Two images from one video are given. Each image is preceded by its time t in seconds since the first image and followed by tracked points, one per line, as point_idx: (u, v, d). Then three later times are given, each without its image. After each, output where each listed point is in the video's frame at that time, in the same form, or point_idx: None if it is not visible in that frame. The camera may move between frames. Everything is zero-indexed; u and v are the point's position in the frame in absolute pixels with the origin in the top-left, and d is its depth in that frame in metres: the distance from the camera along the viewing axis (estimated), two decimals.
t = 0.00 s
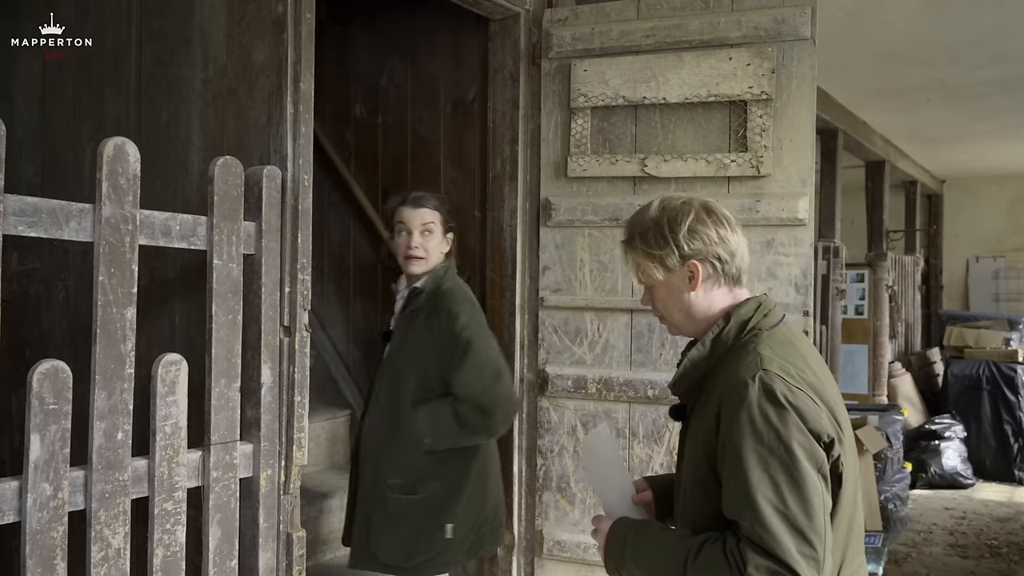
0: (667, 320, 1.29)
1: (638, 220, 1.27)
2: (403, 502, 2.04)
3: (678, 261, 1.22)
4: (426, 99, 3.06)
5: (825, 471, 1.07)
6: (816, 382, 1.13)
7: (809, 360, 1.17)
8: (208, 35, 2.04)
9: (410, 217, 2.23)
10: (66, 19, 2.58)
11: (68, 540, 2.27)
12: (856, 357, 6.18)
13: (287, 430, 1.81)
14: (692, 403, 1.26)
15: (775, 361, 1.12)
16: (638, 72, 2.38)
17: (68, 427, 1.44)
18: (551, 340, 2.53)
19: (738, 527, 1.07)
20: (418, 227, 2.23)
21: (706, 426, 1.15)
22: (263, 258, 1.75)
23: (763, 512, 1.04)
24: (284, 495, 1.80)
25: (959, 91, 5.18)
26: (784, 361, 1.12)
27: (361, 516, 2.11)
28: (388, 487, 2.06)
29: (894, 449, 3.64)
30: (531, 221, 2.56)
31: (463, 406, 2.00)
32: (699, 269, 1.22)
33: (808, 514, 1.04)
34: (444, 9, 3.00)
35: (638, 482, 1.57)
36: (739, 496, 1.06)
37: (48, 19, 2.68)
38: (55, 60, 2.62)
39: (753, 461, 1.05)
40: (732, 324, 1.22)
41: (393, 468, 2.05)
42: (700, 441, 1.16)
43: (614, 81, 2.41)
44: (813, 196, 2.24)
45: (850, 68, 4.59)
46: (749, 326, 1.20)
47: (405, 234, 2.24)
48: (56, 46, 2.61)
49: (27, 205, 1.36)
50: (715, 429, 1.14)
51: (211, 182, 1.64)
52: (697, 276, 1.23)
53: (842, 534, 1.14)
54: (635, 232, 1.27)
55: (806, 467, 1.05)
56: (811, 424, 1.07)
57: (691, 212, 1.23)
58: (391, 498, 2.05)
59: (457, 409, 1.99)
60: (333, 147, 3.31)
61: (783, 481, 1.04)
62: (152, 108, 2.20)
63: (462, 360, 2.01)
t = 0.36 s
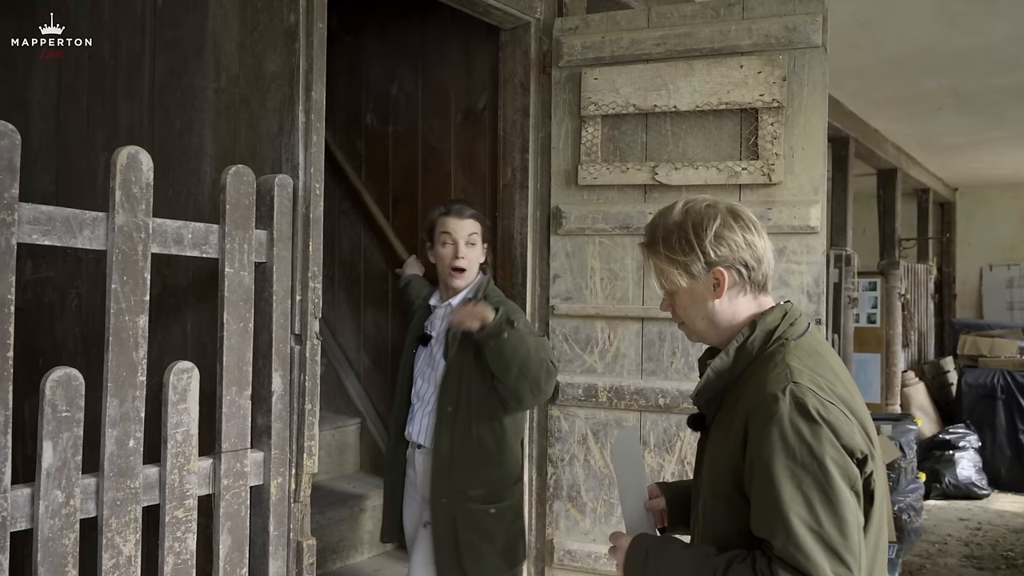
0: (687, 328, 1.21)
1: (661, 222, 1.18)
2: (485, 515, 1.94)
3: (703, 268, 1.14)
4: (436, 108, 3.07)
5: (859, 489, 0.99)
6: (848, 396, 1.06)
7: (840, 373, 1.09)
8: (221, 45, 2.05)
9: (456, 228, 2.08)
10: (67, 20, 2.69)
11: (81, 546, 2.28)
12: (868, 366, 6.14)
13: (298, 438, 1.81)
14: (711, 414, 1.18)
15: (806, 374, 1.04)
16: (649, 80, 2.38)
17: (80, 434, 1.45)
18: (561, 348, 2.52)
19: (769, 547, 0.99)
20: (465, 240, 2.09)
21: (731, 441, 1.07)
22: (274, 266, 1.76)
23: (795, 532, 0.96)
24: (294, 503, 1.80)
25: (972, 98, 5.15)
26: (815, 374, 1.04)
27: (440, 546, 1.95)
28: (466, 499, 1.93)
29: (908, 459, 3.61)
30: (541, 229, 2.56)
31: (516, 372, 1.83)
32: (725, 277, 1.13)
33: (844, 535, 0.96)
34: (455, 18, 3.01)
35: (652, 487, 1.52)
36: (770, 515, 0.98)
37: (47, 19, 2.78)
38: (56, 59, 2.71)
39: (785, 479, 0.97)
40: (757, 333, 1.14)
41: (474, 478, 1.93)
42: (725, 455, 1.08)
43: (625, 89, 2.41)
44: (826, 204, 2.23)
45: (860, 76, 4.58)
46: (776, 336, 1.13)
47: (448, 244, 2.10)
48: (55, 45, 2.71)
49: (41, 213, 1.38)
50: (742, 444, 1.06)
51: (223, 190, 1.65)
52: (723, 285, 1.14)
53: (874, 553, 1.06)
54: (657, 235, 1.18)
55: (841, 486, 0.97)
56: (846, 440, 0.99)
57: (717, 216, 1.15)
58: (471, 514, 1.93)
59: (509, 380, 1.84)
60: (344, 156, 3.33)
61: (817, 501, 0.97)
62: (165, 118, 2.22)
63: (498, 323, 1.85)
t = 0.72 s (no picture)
0: (699, 332, 1.20)
1: (674, 225, 1.17)
2: (509, 513, 1.92)
3: (717, 272, 1.12)
4: (444, 112, 3.07)
5: (881, 496, 0.99)
6: (865, 402, 1.05)
7: (855, 379, 1.09)
8: (229, 50, 2.06)
9: (481, 236, 2.09)
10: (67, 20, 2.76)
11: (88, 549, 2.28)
12: (878, 371, 6.10)
13: (304, 442, 1.81)
14: (722, 420, 1.16)
15: (825, 380, 1.04)
16: (656, 83, 2.37)
17: (87, 438, 1.45)
18: (568, 352, 2.52)
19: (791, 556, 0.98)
20: (489, 248, 2.10)
21: (747, 448, 1.06)
22: (281, 270, 1.76)
23: (820, 541, 0.95)
24: (300, 507, 1.79)
25: (982, 102, 5.13)
26: (833, 380, 1.04)
27: (473, 547, 1.93)
28: (485, 501, 1.91)
29: (918, 464, 3.58)
30: (548, 232, 2.55)
31: (493, 340, 1.85)
32: (739, 282, 1.12)
33: (868, 542, 0.96)
34: (462, 22, 3.02)
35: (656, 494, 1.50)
36: (793, 523, 0.97)
37: (47, 19, 2.86)
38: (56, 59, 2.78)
39: (809, 488, 0.96)
40: (771, 338, 1.13)
41: (490, 479, 1.91)
42: (741, 462, 1.07)
43: (632, 93, 2.40)
44: (834, 208, 2.22)
45: (869, 79, 4.56)
46: (790, 341, 1.12)
47: (472, 252, 2.10)
48: (55, 45, 2.78)
49: (49, 217, 1.38)
50: (759, 451, 1.04)
51: (230, 194, 1.65)
52: (737, 290, 1.12)
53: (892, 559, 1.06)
54: (670, 238, 1.17)
55: (865, 493, 0.96)
56: (866, 447, 0.99)
57: (731, 219, 1.13)
58: (496, 514, 1.91)
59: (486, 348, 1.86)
60: (351, 160, 3.33)
61: (841, 508, 0.96)
62: (173, 122, 2.23)
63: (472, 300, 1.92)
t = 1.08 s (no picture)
0: (702, 332, 1.19)
1: (678, 224, 1.16)
2: (496, 523, 1.90)
3: (720, 273, 1.12)
4: (447, 114, 3.06)
5: (882, 502, 0.98)
6: (868, 406, 1.04)
7: (858, 383, 1.07)
8: (232, 52, 2.06)
9: (478, 235, 2.09)
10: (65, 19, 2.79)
11: (90, 551, 2.28)
12: (883, 374, 6.07)
13: (306, 444, 1.81)
14: (724, 422, 1.16)
15: (827, 384, 1.02)
16: (659, 85, 2.37)
17: (88, 440, 1.44)
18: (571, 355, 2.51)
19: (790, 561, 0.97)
20: (487, 245, 2.09)
21: (748, 451, 1.05)
22: (283, 272, 1.76)
23: (819, 546, 0.94)
24: (302, 510, 1.79)
25: (987, 103, 5.10)
26: (836, 385, 1.03)
27: (453, 553, 1.93)
28: (472, 508, 1.90)
29: (924, 468, 3.56)
30: (551, 234, 2.55)
31: (541, 351, 1.79)
32: (743, 284, 1.11)
33: (867, 549, 0.95)
34: (465, 24, 3.02)
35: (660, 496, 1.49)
36: (791, 527, 0.96)
37: (47, 19, 2.88)
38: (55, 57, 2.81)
39: (809, 493, 0.96)
40: (775, 340, 1.12)
41: (482, 486, 1.90)
42: (742, 465, 1.06)
43: (635, 94, 2.39)
44: (839, 209, 2.21)
45: (873, 81, 4.54)
46: (794, 344, 1.11)
47: (470, 250, 2.10)
48: (56, 45, 2.81)
49: (50, 219, 1.38)
50: (760, 455, 1.03)
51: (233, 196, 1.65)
52: (741, 291, 1.12)
53: (893, 565, 1.05)
54: (675, 237, 1.16)
55: (865, 499, 0.95)
56: (868, 452, 0.97)
57: (737, 219, 1.12)
58: (481, 522, 1.90)
59: (535, 362, 1.80)
60: (354, 163, 3.33)
61: (840, 514, 0.95)
62: (176, 125, 2.23)
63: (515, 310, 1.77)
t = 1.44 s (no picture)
0: (706, 332, 1.19)
1: (684, 224, 1.15)
2: (493, 528, 1.90)
3: (724, 273, 1.11)
4: (448, 116, 3.06)
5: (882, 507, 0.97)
6: (871, 410, 1.03)
7: (862, 385, 1.06)
8: (233, 55, 2.06)
9: (479, 235, 2.09)
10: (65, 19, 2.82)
11: (92, 553, 2.28)
12: (887, 376, 6.05)
13: (306, 447, 1.81)
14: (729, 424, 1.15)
15: (829, 387, 1.02)
16: (661, 87, 2.36)
17: (88, 442, 1.44)
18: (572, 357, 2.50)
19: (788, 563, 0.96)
20: (487, 245, 2.09)
21: (749, 453, 1.04)
22: (284, 274, 1.76)
23: (816, 550, 0.93)
24: (303, 513, 1.78)
25: (991, 105, 5.09)
26: (839, 387, 1.02)
27: (451, 555, 1.92)
28: (471, 512, 1.90)
29: (928, 471, 3.54)
30: (553, 237, 2.55)
31: (544, 356, 1.74)
32: (747, 285, 1.10)
33: (866, 554, 0.94)
34: (466, 26, 3.02)
35: (663, 498, 1.48)
36: (789, 530, 0.95)
37: (47, 19, 2.91)
38: (56, 57, 2.84)
39: (807, 496, 0.95)
40: (779, 343, 1.12)
41: (482, 491, 1.90)
42: (743, 468, 1.05)
43: (637, 96, 2.39)
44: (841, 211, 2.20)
45: (877, 83, 4.54)
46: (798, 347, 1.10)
47: (471, 251, 2.10)
48: (55, 45, 2.84)
49: (51, 221, 1.38)
50: (761, 457, 1.03)
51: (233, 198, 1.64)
52: (745, 292, 1.11)
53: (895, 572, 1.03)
54: (680, 237, 1.15)
55: (864, 503, 0.94)
56: (870, 456, 0.96)
57: (742, 220, 1.11)
58: (480, 526, 1.90)
59: (538, 370, 1.76)
60: (356, 165, 3.33)
61: (838, 518, 0.94)
62: (177, 127, 2.23)
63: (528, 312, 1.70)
